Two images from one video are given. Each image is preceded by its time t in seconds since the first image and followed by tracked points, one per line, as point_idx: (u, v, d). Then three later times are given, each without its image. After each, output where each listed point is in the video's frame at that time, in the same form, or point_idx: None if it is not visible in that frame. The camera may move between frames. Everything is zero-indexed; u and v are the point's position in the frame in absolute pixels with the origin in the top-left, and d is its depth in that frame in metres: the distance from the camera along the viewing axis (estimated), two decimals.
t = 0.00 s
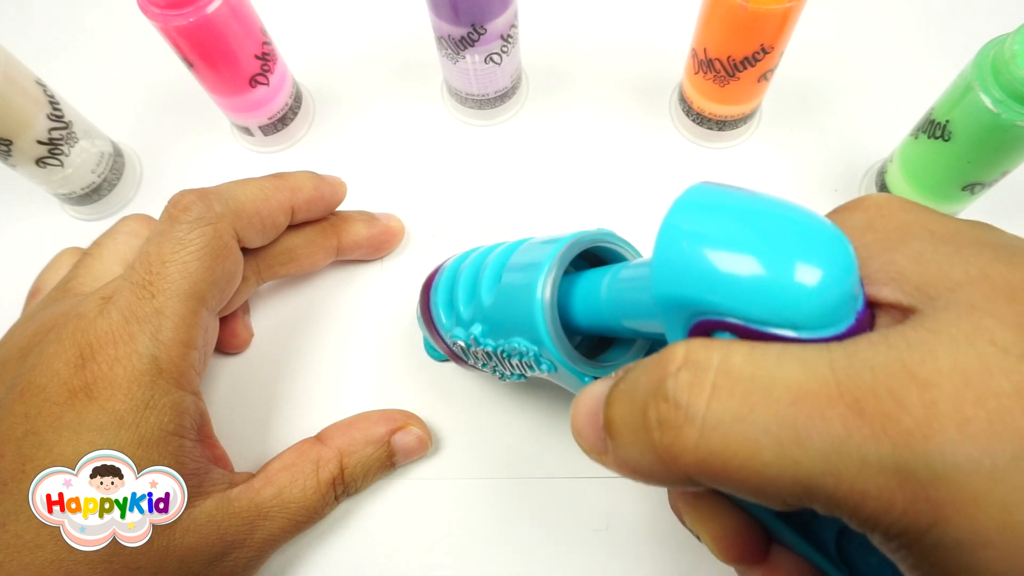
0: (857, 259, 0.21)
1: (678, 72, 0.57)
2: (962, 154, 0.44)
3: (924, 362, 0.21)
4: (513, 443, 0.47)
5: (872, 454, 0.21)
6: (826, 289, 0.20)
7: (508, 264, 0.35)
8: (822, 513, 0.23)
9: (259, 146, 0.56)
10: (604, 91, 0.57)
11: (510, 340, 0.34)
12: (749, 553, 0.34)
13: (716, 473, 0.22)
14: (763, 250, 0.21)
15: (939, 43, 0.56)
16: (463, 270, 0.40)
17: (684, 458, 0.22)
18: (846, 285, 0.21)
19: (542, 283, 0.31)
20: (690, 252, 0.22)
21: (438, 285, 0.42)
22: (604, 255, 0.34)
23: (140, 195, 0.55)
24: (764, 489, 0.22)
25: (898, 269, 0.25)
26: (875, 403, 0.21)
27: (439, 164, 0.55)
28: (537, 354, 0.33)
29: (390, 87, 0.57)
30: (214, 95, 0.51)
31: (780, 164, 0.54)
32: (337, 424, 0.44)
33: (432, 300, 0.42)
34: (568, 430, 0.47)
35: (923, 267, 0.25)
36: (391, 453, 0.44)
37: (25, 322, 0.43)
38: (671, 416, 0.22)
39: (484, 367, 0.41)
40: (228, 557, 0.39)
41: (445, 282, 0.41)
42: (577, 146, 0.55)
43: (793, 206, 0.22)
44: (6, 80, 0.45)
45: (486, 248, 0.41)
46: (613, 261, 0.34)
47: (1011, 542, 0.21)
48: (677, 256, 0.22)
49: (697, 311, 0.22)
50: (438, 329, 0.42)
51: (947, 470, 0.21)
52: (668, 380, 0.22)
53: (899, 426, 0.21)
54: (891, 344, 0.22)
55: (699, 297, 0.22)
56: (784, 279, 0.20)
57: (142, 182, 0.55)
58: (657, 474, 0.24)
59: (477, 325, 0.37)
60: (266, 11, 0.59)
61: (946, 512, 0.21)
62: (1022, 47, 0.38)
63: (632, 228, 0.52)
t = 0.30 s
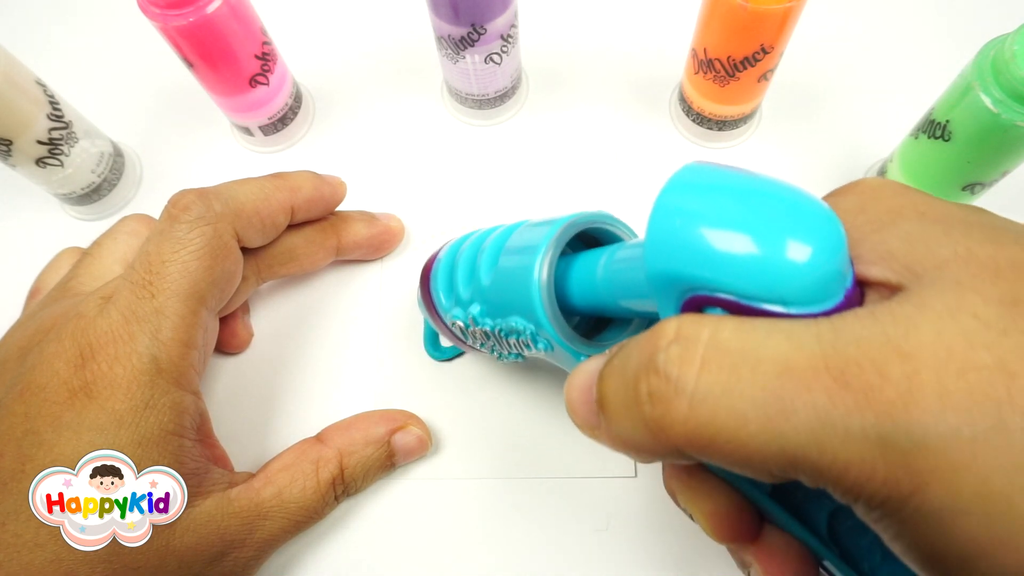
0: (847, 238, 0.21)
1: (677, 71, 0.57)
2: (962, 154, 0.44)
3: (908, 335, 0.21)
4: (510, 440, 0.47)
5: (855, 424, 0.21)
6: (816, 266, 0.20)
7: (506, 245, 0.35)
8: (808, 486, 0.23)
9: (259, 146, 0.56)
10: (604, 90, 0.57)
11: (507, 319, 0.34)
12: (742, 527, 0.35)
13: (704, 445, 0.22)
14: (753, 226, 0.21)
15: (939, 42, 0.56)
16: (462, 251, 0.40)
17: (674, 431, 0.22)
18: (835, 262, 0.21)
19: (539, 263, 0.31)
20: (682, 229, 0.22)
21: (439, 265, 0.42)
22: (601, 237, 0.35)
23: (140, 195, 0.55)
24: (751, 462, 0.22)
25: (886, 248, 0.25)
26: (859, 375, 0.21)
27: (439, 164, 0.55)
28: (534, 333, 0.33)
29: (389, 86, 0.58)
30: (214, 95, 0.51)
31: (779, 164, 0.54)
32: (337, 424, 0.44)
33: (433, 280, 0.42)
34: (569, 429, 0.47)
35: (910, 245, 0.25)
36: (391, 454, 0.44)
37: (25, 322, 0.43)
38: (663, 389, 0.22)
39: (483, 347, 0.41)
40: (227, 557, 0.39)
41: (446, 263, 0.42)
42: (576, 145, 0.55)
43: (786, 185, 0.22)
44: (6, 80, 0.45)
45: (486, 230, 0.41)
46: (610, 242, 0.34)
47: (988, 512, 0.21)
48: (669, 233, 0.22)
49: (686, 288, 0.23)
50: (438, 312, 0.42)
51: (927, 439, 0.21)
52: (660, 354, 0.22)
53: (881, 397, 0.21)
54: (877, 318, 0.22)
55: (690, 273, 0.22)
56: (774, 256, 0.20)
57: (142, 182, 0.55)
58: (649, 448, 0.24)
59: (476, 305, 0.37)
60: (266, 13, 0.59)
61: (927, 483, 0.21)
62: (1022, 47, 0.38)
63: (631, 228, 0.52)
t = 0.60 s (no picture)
0: (845, 212, 0.22)
1: (677, 71, 0.57)
2: (961, 154, 0.44)
3: (901, 304, 0.22)
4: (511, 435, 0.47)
5: (845, 388, 0.21)
6: (813, 238, 0.21)
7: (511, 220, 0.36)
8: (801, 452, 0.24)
9: (259, 146, 0.56)
10: (604, 90, 0.57)
11: (512, 292, 0.35)
12: (741, 503, 0.37)
13: (699, 412, 0.23)
14: (755, 200, 0.22)
15: (939, 42, 0.56)
16: (468, 228, 0.41)
17: (670, 397, 0.23)
18: (833, 235, 0.21)
19: (544, 240, 0.32)
20: (686, 203, 0.23)
21: (445, 242, 0.43)
22: (603, 213, 0.36)
23: (140, 194, 0.55)
24: (744, 428, 0.23)
25: (884, 225, 0.26)
26: (851, 342, 0.21)
27: (438, 164, 0.55)
28: (537, 306, 0.34)
29: (389, 86, 0.58)
30: (214, 95, 0.51)
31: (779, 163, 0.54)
32: (337, 424, 0.44)
33: (439, 256, 0.43)
34: (572, 429, 0.47)
35: (910, 222, 0.25)
36: (391, 454, 0.44)
37: (26, 322, 0.43)
38: (659, 357, 0.23)
39: (487, 323, 0.42)
40: (228, 557, 0.39)
41: (451, 240, 0.42)
42: (576, 144, 0.55)
43: (788, 161, 0.23)
44: (6, 80, 0.45)
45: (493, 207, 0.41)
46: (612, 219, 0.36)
47: (971, 475, 0.21)
48: (674, 206, 0.23)
49: (689, 258, 0.24)
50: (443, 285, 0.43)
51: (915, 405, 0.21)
52: (658, 322, 0.23)
53: (872, 363, 0.21)
54: (870, 290, 0.22)
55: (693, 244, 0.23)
56: (774, 228, 0.21)
57: (142, 182, 0.55)
58: (644, 414, 0.25)
59: (481, 279, 0.38)
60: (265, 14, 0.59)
61: (913, 445, 0.22)
62: (1023, 47, 0.38)
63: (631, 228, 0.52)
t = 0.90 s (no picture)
0: (863, 197, 0.22)
1: (677, 71, 0.57)
2: (961, 155, 0.44)
3: (916, 287, 0.22)
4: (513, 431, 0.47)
5: (859, 369, 0.22)
6: (832, 222, 0.22)
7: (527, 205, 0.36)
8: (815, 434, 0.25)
9: (259, 146, 0.56)
10: (605, 90, 0.57)
11: (527, 274, 0.36)
12: (750, 487, 0.38)
13: (715, 390, 0.24)
14: (775, 184, 0.22)
15: (940, 41, 0.56)
16: (486, 209, 0.41)
17: (685, 376, 0.24)
18: (851, 220, 0.22)
19: (561, 224, 0.33)
20: (707, 186, 0.23)
21: (462, 224, 0.42)
22: (621, 197, 0.36)
23: (140, 194, 0.55)
24: (759, 407, 0.24)
25: (902, 210, 0.26)
26: (867, 323, 0.22)
27: (439, 163, 0.55)
28: (554, 289, 0.34)
29: (390, 85, 0.58)
30: (214, 95, 0.51)
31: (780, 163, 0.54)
32: (337, 424, 0.44)
33: (455, 240, 0.43)
34: (575, 428, 0.47)
35: (926, 207, 0.26)
36: (391, 454, 0.44)
37: (25, 322, 0.43)
38: (676, 335, 0.24)
39: (503, 305, 0.42)
40: (228, 556, 0.39)
41: (467, 223, 0.42)
42: (577, 144, 0.55)
43: (808, 145, 0.23)
44: (6, 80, 0.45)
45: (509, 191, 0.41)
46: (629, 202, 0.36)
47: (984, 453, 0.22)
48: (694, 189, 0.24)
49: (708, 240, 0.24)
50: (457, 264, 0.43)
51: (929, 384, 0.22)
52: (675, 302, 0.24)
53: (887, 344, 0.22)
54: (887, 271, 0.23)
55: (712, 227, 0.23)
56: (794, 213, 0.22)
57: (143, 182, 0.55)
58: (659, 392, 0.26)
59: (497, 262, 0.38)
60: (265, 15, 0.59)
61: (927, 426, 0.22)
62: (1022, 47, 0.38)
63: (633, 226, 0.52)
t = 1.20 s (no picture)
0: (887, 191, 0.23)
1: (678, 71, 0.57)
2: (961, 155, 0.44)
3: (944, 281, 0.22)
4: (518, 429, 0.47)
5: (887, 361, 0.22)
6: (854, 217, 0.22)
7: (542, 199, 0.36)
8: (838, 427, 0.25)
9: (260, 146, 0.56)
10: (605, 90, 0.57)
11: (542, 267, 0.36)
12: (763, 481, 0.38)
13: (739, 382, 0.24)
14: (798, 178, 0.22)
15: (940, 41, 0.56)
16: (500, 204, 0.41)
17: (708, 368, 0.24)
18: (875, 214, 0.22)
19: (579, 216, 0.33)
20: (729, 180, 0.23)
21: (474, 221, 0.43)
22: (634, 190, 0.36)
23: (140, 194, 0.55)
24: (783, 400, 0.24)
25: (927, 206, 0.26)
26: (894, 316, 0.22)
27: (439, 163, 0.55)
28: (570, 282, 0.34)
29: (391, 85, 0.58)
30: (214, 95, 0.51)
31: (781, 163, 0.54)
32: (337, 424, 0.44)
33: (469, 236, 0.43)
34: (577, 428, 0.47)
35: (950, 203, 0.26)
36: (391, 454, 0.44)
37: (25, 321, 0.43)
38: (699, 329, 0.24)
39: (516, 298, 0.43)
40: (227, 556, 0.39)
41: (482, 219, 0.42)
42: (578, 144, 0.55)
43: (831, 139, 0.23)
44: (6, 80, 0.45)
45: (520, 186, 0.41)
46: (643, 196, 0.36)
47: (1015, 446, 0.22)
48: (716, 183, 0.24)
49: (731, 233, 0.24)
50: (472, 258, 0.43)
51: (956, 376, 0.22)
52: (699, 295, 0.24)
53: (915, 337, 0.22)
54: (914, 266, 0.23)
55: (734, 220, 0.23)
56: (816, 207, 0.22)
57: (142, 182, 0.55)
58: (681, 384, 0.26)
59: (511, 255, 0.38)
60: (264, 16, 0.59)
61: (952, 419, 0.22)
62: (1022, 47, 0.38)
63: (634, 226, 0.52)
